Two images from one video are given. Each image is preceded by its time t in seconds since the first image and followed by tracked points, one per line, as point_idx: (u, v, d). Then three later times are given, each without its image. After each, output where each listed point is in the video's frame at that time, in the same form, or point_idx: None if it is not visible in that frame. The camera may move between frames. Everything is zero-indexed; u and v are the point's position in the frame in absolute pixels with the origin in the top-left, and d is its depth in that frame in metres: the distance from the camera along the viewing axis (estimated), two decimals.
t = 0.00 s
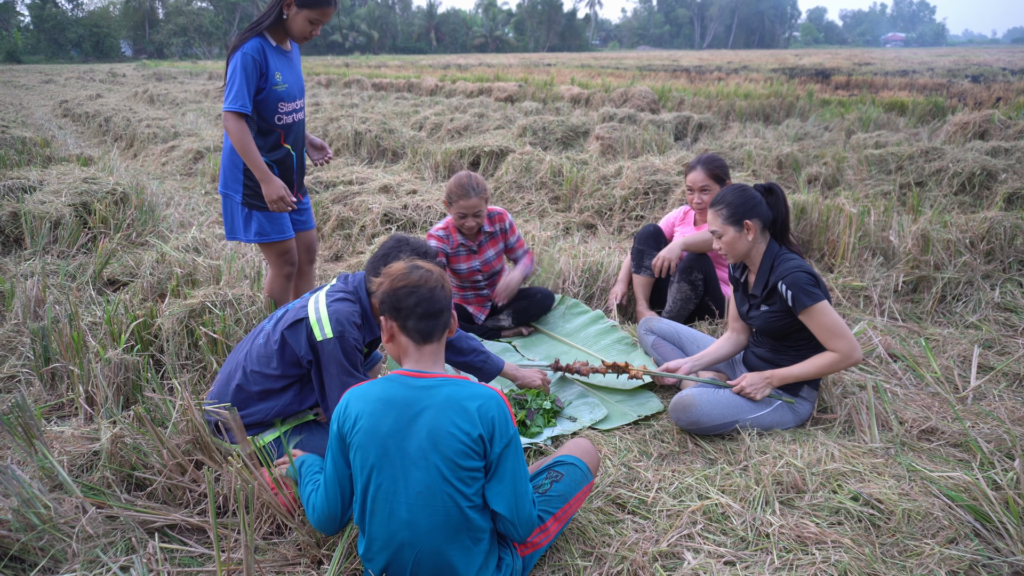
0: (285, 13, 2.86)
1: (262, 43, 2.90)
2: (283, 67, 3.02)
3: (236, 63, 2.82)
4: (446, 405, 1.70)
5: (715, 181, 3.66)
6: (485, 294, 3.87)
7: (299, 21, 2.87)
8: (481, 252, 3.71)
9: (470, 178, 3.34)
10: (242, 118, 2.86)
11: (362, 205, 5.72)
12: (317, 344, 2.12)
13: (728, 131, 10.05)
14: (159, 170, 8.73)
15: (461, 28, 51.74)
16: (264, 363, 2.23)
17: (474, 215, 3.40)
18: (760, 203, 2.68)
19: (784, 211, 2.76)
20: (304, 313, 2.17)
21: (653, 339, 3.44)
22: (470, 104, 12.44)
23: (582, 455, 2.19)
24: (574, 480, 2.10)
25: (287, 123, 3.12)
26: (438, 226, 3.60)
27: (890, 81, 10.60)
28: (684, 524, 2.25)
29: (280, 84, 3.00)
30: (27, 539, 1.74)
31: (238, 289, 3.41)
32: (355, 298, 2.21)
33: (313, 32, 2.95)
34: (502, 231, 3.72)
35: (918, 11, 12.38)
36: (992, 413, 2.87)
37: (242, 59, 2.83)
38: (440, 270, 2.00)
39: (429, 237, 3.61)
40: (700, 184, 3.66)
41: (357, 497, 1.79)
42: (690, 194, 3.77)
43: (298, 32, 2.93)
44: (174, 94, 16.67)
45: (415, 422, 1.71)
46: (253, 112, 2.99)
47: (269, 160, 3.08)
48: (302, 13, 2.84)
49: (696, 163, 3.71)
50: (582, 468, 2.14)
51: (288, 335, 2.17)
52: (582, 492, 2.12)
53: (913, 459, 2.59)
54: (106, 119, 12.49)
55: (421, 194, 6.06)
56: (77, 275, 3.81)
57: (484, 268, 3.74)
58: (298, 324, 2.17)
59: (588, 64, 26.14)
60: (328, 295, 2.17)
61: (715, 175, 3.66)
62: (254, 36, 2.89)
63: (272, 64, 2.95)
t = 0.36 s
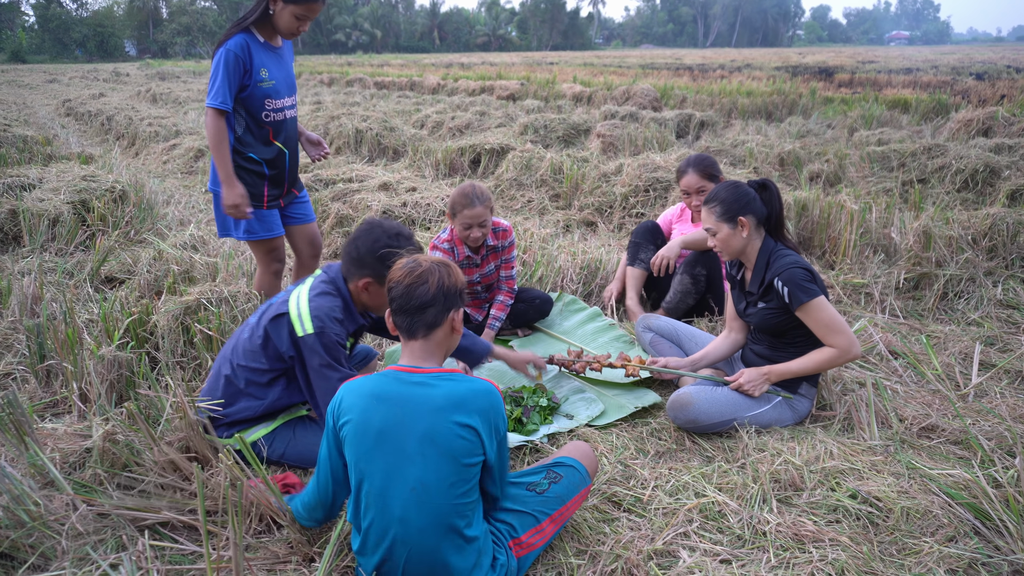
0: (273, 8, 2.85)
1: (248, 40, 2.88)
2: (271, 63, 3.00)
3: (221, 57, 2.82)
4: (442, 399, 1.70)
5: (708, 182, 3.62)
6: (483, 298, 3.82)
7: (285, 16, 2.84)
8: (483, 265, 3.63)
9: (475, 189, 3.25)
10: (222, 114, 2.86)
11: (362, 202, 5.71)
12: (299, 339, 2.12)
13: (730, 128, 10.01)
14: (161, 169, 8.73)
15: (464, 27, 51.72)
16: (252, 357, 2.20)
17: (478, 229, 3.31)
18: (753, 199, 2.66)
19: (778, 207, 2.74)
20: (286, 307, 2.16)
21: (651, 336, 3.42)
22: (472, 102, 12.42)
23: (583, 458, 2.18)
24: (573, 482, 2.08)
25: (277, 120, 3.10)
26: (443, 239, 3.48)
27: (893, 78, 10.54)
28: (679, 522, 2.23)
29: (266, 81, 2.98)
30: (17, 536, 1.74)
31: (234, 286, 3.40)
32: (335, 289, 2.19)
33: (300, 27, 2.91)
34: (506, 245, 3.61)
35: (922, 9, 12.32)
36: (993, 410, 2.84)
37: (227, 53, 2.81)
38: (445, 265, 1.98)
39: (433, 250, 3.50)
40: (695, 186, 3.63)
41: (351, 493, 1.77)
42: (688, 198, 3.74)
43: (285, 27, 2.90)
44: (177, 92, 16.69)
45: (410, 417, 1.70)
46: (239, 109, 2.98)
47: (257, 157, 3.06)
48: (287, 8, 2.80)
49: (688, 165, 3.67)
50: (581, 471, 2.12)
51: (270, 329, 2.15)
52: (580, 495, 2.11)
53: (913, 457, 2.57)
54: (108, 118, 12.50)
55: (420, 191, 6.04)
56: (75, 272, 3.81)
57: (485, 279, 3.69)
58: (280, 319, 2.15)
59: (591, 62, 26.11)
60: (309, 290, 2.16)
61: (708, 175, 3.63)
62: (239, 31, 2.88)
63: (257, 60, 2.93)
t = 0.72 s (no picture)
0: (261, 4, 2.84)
1: (237, 37, 2.88)
2: (260, 59, 2.99)
3: (209, 52, 2.80)
4: (431, 396, 1.72)
5: (693, 176, 3.61)
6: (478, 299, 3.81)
7: (274, 13, 2.82)
8: (477, 270, 3.59)
9: (471, 198, 3.23)
10: (211, 111, 2.85)
11: (358, 201, 5.70)
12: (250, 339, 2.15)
13: (730, 127, 9.98)
14: (159, 168, 8.73)
15: (466, 26, 51.68)
16: (210, 362, 2.21)
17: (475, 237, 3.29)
18: (746, 198, 2.64)
19: (771, 206, 2.71)
20: (228, 310, 2.17)
21: (644, 336, 3.40)
22: (472, 101, 12.40)
23: (569, 456, 2.17)
24: (557, 480, 2.07)
25: (267, 117, 3.10)
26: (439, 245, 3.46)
27: (895, 77, 10.50)
28: (668, 523, 2.21)
29: (255, 78, 2.97)
30: None
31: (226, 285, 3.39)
32: (276, 281, 2.20)
33: (290, 24, 2.90)
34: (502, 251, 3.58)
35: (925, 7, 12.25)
36: (987, 411, 2.82)
37: (216, 48, 2.81)
38: (444, 264, 2.00)
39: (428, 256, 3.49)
40: (680, 181, 3.60)
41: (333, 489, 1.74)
42: (673, 194, 3.72)
43: (275, 23, 2.88)
44: (178, 92, 16.70)
45: (399, 412, 1.70)
46: (229, 106, 2.97)
47: (249, 156, 3.06)
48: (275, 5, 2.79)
49: (671, 161, 3.65)
50: (566, 470, 2.11)
51: (220, 335, 2.17)
52: (565, 493, 2.09)
53: (905, 457, 2.55)
54: (108, 117, 12.51)
55: (417, 190, 6.03)
56: (68, 271, 3.80)
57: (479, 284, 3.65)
58: (226, 323, 2.17)
59: (593, 61, 26.08)
60: (250, 289, 2.16)
61: (693, 170, 3.61)
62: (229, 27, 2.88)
63: (246, 57, 2.91)
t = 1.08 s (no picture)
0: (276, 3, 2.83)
1: (252, 35, 2.87)
2: (272, 58, 2.98)
3: (223, 48, 2.80)
4: (425, 395, 1.70)
5: (673, 171, 3.59)
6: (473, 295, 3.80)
7: (289, 12, 2.82)
8: (472, 266, 3.57)
9: (468, 192, 3.20)
10: (219, 106, 2.84)
11: (356, 199, 5.70)
12: (195, 326, 2.25)
13: (733, 126, 9.94)
14: (159, 165, 8.73)
15: (470, 25, 51.61)
16: (168, 357, 2.32)
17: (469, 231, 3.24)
18: (742, 196, 2.62)
19: (769, 205, 2.69)
20: (180, 299, 2.31)
21: (639, 334, 3.38)
22: (474, 100, 12.38)
23: (552, 446, 2.12)
24: (541, 472, 2.03)
25: (274, 117, 3.08)
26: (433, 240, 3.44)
27: (899, 77, 10.45)
28: (659, 522, 2.20)
29: (265, 76, 2.96)
30: None
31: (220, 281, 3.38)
32: (227, 269, 2.33)
33: (304, 22, 2.89)
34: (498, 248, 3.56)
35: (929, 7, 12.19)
36: (984, 411, 2.79)
37: (228, 42, 2.80)
38: (438, 263, 1.96)
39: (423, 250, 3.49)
40: (660, 176, 3.60)
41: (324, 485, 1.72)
42: (653, 189, 3.70)
43: (289, 22, 2.88)
44: (181, 90, 16.72)
45: (394, 411, 1.68)
46: (236, 102, 2.96)
47: (250, 152, 3.05)
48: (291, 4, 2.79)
49: (653, 157, 3.65)
50: (551, 461, 2.06)
51: (173, 326, 2.30)
52: (548, 485, 2.06)
53: (901, 457, 2.52)
54: (109, 115, 12.52)
55: (415, 187, 6.02)
56: (63, 266, 3.79)
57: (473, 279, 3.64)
58: (177, 312, 2.30)
59: (596, 61, 26.04)
60: (201, 278, 2.30)
61: (672, 165, 3.59)
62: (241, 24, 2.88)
63: (258, 55, 2.91)
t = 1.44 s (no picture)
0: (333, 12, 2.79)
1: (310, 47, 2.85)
2: (322, 72, 2.94)
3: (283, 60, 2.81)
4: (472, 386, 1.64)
5: (678, 167, 3.50)
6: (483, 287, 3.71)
7: (348, 21, 2.77)
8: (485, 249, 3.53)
9: (489, 164, 3.21)
10: (267, 113, 2.81)
11: (370, 194, 5.68)
12: (206, 316, 2.22)
13: (752, 124, 9.78)
14: (177, 160, 8.78)
15: (488, 23, 51.53)
16: (177, 347, 2.32)
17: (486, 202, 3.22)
18: (761, 191, 2.55)
19: (788, 201, 2.60)
20: (194, 288, 2.29)
21: (654, 332, 3.31)
22: (491, 97, 12.33)
23: (569, 455, 2.09)
24: (559, 480, 1.99)
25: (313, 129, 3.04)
26: (446, 217, 3.35)
27: (923, 76, 10.24)
28: (672, 525, 2.13)
29: (313, 88, 2.92)
30: None
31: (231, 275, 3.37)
32: (242, 261, 2.31)
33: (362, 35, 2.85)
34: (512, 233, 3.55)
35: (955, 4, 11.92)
36: (1013, 415, 2.69)
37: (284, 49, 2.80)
38: (500, 261, 1.86)
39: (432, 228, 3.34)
40: (665, 172, 3.50)
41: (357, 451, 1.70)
42: (657, 184, 3.61)
43: (347, 34, 2.84)
44: (201, 87, 16.88)
45: (439, 394, 1.64)
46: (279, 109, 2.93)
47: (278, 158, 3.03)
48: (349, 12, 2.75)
49: (658, 151, 3.56)
50: (568, 469, 2.03)
51: (184, 314, 2.29)
52: (566, 495, 2.01)
53: (925, 462, 2.44)
54: (129, 111, 12.66)
55: (429, 182, 5.99)
56: (77, 259, 3.81)
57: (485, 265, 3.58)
58: (189, 300, 2.29)
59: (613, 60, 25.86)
60: (215, 267, 2.28)
61: (677, 161, 3.49)
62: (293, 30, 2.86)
63: (309, 67, 2.87)
